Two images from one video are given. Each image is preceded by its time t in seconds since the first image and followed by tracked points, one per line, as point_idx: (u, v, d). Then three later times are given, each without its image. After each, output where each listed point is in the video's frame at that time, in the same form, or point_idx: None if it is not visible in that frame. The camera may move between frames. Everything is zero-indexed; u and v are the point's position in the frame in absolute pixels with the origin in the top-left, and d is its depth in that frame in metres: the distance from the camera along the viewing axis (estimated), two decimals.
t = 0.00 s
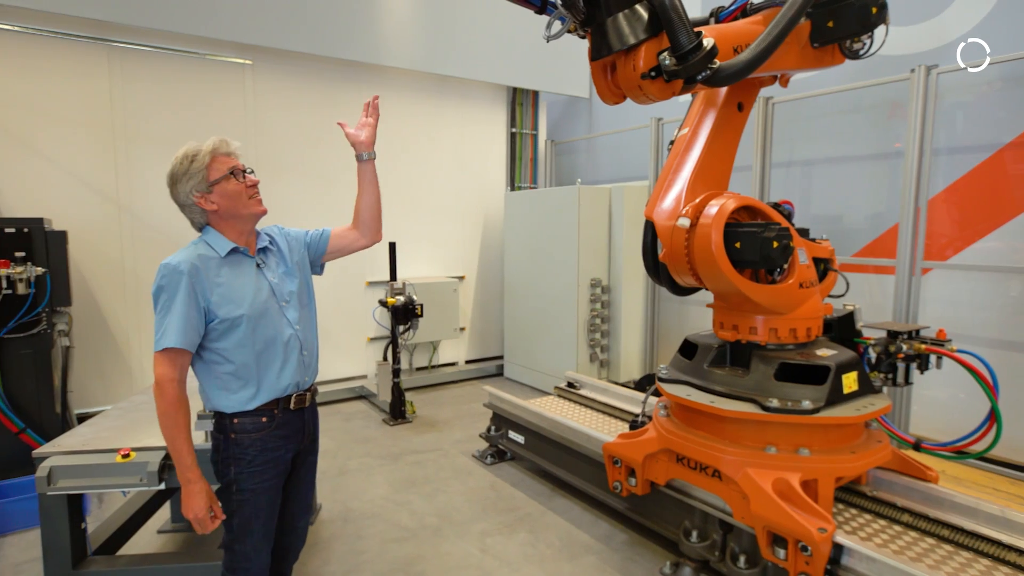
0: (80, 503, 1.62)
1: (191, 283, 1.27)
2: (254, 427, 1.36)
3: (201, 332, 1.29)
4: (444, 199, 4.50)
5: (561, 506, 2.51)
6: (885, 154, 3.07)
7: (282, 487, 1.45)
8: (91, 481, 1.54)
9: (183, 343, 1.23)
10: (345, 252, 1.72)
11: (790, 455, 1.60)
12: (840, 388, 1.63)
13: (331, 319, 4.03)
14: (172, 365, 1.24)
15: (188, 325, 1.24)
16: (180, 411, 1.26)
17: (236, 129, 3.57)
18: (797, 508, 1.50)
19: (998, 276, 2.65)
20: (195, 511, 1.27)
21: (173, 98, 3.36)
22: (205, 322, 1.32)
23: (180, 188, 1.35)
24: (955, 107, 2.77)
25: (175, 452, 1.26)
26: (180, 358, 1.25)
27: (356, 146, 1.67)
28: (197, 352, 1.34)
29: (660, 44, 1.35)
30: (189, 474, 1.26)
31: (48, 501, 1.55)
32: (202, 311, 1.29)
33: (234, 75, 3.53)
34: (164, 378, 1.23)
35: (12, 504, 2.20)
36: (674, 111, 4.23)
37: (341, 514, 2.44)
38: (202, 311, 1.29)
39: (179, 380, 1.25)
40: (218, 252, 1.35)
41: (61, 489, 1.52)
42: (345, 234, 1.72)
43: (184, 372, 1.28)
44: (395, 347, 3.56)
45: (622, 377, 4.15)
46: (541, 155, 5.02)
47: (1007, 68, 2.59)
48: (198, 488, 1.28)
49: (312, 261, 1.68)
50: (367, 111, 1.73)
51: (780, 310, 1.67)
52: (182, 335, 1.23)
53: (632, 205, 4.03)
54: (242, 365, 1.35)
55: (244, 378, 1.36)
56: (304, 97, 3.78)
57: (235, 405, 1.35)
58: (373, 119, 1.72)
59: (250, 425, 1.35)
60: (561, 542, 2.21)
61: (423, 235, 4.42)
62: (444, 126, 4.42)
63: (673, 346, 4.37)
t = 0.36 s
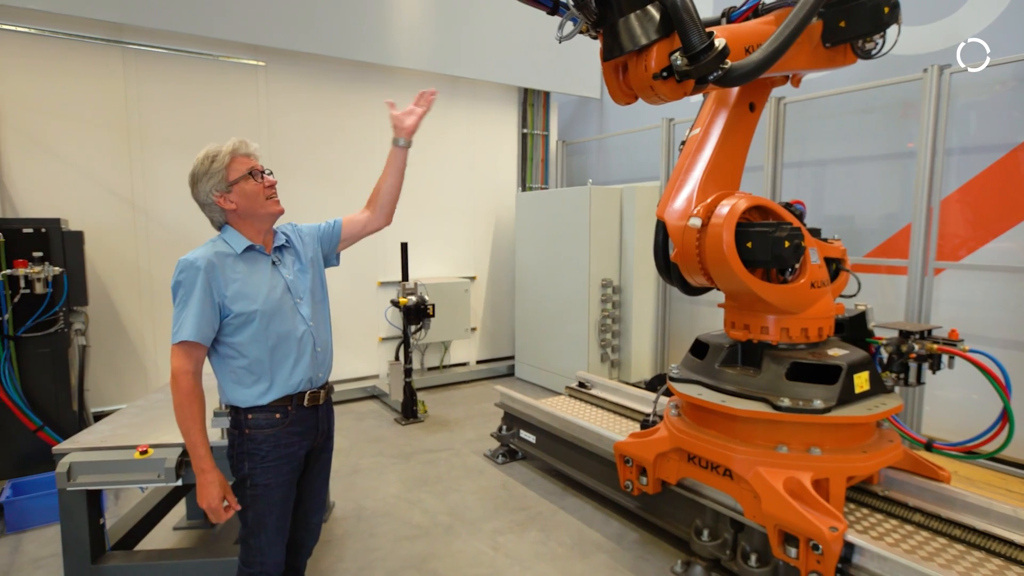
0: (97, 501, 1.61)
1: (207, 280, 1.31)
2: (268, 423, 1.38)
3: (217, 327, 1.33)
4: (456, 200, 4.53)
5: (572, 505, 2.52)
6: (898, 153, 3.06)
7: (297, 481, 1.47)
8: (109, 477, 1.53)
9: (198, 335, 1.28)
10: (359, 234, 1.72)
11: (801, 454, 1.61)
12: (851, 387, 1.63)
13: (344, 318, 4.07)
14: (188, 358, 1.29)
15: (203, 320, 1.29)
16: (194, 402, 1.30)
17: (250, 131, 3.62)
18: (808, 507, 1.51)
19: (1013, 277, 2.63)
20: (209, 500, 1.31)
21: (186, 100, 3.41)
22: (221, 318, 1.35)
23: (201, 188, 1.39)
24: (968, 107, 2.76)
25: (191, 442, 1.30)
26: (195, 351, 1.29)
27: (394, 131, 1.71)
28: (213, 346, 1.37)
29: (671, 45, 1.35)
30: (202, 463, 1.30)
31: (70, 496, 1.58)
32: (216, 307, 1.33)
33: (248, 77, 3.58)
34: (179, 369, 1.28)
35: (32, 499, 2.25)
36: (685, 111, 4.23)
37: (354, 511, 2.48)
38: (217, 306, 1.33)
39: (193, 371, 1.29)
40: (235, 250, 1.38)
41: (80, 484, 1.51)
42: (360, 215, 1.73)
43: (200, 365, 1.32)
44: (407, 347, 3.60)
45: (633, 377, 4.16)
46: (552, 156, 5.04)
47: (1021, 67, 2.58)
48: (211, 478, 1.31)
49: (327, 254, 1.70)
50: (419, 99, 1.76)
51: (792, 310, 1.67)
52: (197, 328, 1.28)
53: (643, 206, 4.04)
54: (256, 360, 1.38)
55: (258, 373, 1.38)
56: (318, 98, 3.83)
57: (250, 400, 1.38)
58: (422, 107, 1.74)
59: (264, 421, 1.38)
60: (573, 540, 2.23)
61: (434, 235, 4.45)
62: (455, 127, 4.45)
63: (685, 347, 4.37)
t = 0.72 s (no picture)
0: (104, 496, 1.63)
1: (215, 277, 1.32)
2: (275, 420, 1.40)
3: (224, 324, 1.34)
4: (462, 199, 4.54)
5: (578, 503, 2.53)
6: (906, 152, 3.05)
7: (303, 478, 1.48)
8: (116, 474, 1.54)
9: (207, 333, 1.28)
10: (361, 211, 1.76)
11: (806, 452, 1.61)
12: (857, 385, 1.63)
13: (351, 317, 4.09)
14: (196, 356, 1.29)
15: (211, 317, 1.29)
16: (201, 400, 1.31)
17: (258, 130, 3.64)
18: (813, 505, 1.51)
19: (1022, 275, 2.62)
20: (216, 498, 1.31)
21: (193, 99, 3.44)
22: (229, 316, 1.37)
23: (208, 185, 1.39)
24: (976, 105, 2.74)
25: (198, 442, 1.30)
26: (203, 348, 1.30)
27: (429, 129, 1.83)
28: (220, 344, 1.39)
29: (675, 43, 1.35)
30: (210, 462, 1.31)
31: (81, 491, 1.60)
32: (225, 304, 1.34)
33: (255, 76, 3.60)
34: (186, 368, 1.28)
35: (41, 495, 2.28)
36: (692, 109, 4.23)
37: (361, 509, 2.49)
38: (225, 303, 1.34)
39: (200, 369, 1.30)
40: (243, 247, 1.39)
41: (88, 481, 1.52)
42: (361, 194, 1.78)
43: (205, 363, 1.32)
44: (413, 345, 3.61)
45: (639, 376, 4.16)
46: (559, 154, 5.04)
47: None
48: (220, 475, 1.32)
49: (327, 243, 1.75)
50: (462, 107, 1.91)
51: (796, 307, 1.67)
52: (205, 326, 1.28)
53: (649, 205, 4.04)
54: (264, 357, 1.40)
55: (265, 370, 1.40)
56: (324, 97, 3.84)
57: (257, 397, 1.39)
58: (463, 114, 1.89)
59: (270, 417, 1.39)
60: (578, 538, 2.23)
61: (440, 234, 4.47)
62: (461, 126, 4.46)
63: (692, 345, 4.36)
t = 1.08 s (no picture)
0: (100, 496, 1.62)
1: (212, 284, 1.31)
2: (268, 427, 1.38)
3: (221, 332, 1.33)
4: (461, 197, 4.53)
5: (576, 503, 2.52)
6: (906, 150, 3.04)
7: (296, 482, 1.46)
8: (110, 473, 1.54)
9: (205, 341, 1.27)
10: (361, 217, 1.78)
11: (803, 452, 1.61)
12: (854, 385, 1.63)
13: (350, 316, 4.09)
14: (188, 363, 1.27)
15: (208, 324, 1.28)
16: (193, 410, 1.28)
17: (256, 129, 3.64)
18: (810, 505, 1.50)
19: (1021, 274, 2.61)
20: (206, 510, 1.28)
21: (191, 98, 3.43)
22: (225, 323, 1.36)
23: (205, 185, 1.38)
24: (977, 103, 2.73)
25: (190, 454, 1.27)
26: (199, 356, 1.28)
27: (438, 143, 1.89)
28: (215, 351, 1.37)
29: (670, 42, 1.34)
30: (201, 475, 1.28)
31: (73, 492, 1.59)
32: (222, 312, 1.33)
33: (254, 75, 3.59)
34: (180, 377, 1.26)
35: (37, 495, 2.27)
36: (692, 108, 4.22)
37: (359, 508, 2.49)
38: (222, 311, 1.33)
39: (194, 378, 1.28)
40: (239, 252, 1.38)
41: (82, 481, 1.52)
42: (362, 201, 1.80)
43: (197, 372, 1.31)
44: (412, 345, 3.61)
45: (638, 375, 4.15)
46: (559, 153, 5.03)
47: None
48: (210, 489, 1.29)
49: (322, 246, 1.74)
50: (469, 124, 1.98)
51: (794, 307, 1.66)
52: (202, 334, 1.26)
53: (649, 203, 4.03)
54: (260, 364, 1.38)
55: (261, 377, 1.39)
56: (323, 96, 3.84)
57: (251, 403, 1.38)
58: (470, 131, 1.96)
59: (263, 425, 1.38)
60: (576, 538, 2.23)
61: (440, 233, 4.46)
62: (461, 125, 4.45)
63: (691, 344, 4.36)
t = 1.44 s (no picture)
0: (91, 498, 1.61)
1: (239, 283, 1.29)
2: (282, 429, 1.37)
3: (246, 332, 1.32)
4: (459, 197, 4.52)
5: (572, 503, 2.51)
6: (905, 150, 3.03)
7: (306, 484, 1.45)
8: (99, 474, 1.51)
9: (230, 341, 1.26)
10: (388, 221, 1.76)
11: (799, 453, 1.59)
12: (850, 386, 1.62)
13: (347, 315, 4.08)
14: (209, 362, 1.26)
15: (233, 324, 1.26)
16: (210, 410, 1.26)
17: (253, 128, 3.62)
18: (806, 506, 1.49)
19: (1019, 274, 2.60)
20: (216, 512, 1.27)
21: (187, 98, 3.42)
22: (250, 322, 1.34)
23: (238, 186, 1.38)
24: (976, 102, 2.72)
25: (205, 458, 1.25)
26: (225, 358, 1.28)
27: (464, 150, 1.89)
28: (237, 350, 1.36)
29: (664, 40, 1.32)
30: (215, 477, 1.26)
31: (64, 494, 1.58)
32: (248, 312, 1.32)
33: (251, 74, 3.58)
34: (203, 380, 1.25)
35: (30, 495, 2.26)
36: (690, 107, 4.21)
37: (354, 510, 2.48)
38: (247, 311, 1.32)
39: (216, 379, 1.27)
40: (267, 253, 1.37)
41: (73, 483, 1.48)
42: (389, 205, 1.79)
43: (217, 371, 1.29)
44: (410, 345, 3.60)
45: (637, 375, 4.14)
46: (557, 152, 5.03)
47: None
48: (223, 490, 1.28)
49: (347, 249, 1.73)
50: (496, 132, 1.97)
51: (791, 308, 1.65)
52: (227, 333, 1.25)
53: (647, 203, 4.02)
54: (278, 366, 1.37)
55: (280, 378, 1.38)
56: (320, 96, 3.82)
57: (266, 403, 1.38)
58: (498, 140, 1.95)
59: (279, 427, 1.37)
60: (572, 539, 2.22)
61: (437, 232, 4.45)
62: (459, 124, 4.44)
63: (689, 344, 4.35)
